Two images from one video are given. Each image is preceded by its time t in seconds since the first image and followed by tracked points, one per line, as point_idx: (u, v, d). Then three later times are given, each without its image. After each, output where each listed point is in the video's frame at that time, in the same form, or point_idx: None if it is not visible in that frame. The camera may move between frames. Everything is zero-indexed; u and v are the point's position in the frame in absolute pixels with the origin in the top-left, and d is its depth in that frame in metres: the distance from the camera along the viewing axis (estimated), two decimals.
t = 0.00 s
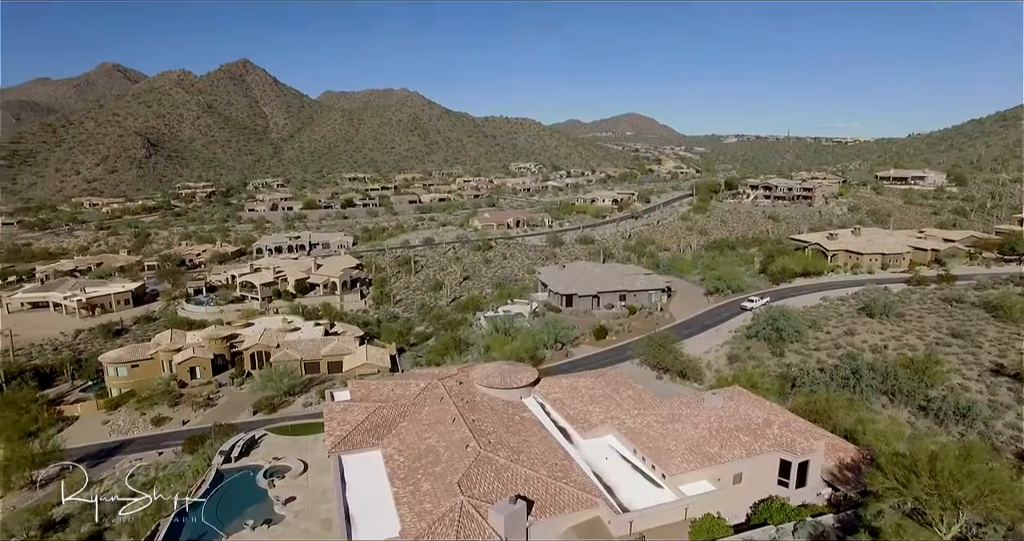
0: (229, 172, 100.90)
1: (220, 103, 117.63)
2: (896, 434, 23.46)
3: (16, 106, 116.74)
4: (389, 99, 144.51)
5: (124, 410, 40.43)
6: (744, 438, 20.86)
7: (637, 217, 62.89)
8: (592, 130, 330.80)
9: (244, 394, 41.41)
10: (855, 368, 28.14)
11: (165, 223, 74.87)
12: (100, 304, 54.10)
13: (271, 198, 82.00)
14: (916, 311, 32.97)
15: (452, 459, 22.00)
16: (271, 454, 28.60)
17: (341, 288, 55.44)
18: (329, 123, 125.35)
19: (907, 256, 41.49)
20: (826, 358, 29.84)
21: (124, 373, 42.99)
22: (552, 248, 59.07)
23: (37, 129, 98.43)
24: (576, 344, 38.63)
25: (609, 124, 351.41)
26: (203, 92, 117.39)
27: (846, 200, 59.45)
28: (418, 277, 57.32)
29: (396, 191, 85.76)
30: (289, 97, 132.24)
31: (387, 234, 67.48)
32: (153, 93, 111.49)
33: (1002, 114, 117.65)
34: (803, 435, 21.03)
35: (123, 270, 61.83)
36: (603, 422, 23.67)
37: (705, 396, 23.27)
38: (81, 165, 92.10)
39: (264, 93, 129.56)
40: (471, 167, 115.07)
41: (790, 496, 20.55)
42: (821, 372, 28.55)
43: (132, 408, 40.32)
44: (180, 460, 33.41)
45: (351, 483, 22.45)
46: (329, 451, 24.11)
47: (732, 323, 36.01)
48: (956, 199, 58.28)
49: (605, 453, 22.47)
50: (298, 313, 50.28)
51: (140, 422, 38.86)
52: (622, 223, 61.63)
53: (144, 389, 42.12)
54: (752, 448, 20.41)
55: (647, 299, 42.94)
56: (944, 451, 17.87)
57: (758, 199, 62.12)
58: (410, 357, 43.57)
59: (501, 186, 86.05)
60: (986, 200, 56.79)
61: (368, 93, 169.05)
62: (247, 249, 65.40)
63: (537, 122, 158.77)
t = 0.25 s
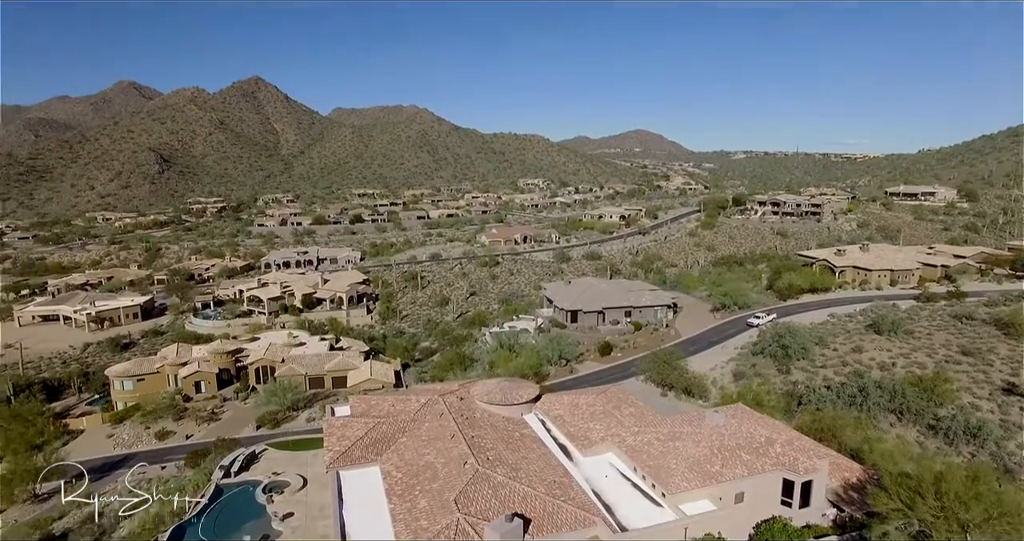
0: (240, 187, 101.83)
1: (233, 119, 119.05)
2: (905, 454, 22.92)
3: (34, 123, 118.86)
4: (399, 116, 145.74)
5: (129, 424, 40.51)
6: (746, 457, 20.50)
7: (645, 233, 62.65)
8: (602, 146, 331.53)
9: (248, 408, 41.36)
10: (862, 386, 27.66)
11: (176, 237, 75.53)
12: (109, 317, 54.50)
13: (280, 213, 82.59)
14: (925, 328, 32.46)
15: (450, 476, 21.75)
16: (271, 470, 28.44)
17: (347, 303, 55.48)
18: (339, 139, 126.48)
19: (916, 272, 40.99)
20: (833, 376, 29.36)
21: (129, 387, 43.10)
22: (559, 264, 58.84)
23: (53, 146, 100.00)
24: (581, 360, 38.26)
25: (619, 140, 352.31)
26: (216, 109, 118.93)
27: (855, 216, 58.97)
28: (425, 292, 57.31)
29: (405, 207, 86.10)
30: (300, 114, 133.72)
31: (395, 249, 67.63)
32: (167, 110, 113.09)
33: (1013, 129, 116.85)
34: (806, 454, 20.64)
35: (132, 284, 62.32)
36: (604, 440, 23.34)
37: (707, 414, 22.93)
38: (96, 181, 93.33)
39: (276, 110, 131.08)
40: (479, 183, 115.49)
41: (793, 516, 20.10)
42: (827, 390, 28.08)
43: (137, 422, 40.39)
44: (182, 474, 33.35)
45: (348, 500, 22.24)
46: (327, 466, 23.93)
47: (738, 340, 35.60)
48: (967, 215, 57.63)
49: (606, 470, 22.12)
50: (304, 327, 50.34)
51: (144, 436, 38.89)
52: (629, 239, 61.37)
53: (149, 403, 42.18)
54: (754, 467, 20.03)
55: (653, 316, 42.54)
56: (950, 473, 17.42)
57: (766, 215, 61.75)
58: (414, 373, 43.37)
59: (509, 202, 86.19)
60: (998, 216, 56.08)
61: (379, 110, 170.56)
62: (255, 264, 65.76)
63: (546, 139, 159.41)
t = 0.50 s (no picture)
0: (249, 196, 102.62)
1: (243, 130, 120.23)
2: (911, 465, 22.49)
3: (49, 134, 120.76)
4: (408, 126, 146.53)
5: (134, 430, 40.62)
6: (746, 467, 20.19)
7: (651, 242, 62.42)
8: (611, 156, 331.68)
9: (252, 416, 41.39)
10: (867, 397, 27.29)
11: (185, 246, 76.12)
12: (117, 324, 54.86)
13: (289, 222, 83.09)
14: (933, 338, 32.03)
15: (447, 484, 21.59)
16: (270, 477, 28.35)
17: (353, 311, 55.56)
18: (348, 149, 127.30)
19: (925, 282, 40.55)
20: (839, 386, 28.96)
21: (135, 393, 43.26)
22: (566, 273, 58.61)
23: (67, 156, 101.47)
24: (585, 370, 37.98)
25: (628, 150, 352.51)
26: (226, 119, 120.22)
27: (863, 226, 58.50)
28: (431, 301, 57.29)
29: (412, 216, 86.35)
30: (310, 124, 134.82)
31: (402, 258, 67.75)
32: (178, 120, 114.43)
33: None
34: (808, 464, 20.30)
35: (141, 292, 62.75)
36: (604, 449, 23.09)
37: (708, 424, 22.66)
38: (108, 190, 94.42)
39: (286, 120, 132.29)
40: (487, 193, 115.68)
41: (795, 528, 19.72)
42: (833, 401, 27.69)
43: (141, 429, 40.51)
44: (184, 481, 33.36)
45: (346, 507, 22.10)
46: (326, 474, 23.85)
47: (743, 350, 35.24)
48: (978, 224, 56.96)
49: (604, 480, 21.85)
50: (309, 335, 50.42)
51: (148, 442, 38.97)
52: (636, 249, 61.08)
53: (154, 409, 42.31)
54: (754, 478, 19.71)
55: (658, 325, 42.16)
56: (953, 485, 17.08)
57: (773, 225, 61.35)
58: (418, 381, 43.22)
59: (517, 211, 86.20)
60: (1010, 226, 55.40)
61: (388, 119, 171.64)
62: (262, 273, 66.08)
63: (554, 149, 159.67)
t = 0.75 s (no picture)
0: (258, 196, 103.12)
1: (252, 129, 121.00)
2: (915, 468, 22.17)
3: (62, 135, 122.17)
4: (416, 125, 146.78)
5: (140, 428, 40.90)
6: (745, 469, 19.96)
7: (658, 242, 62.09)
8: (620, 156, 330.78)
9: (257, 414, 41.53)
10: (872, 399, 26.99)
11: (194, 245, 76.64)
12: (126, 323, 55.29)
13: (297, 222, 83.49)
14: (940, 340, 31.64)
15: (445, 484, 21.51)
16: (271, 476, 28.39)
17: (358, 311, 55.67)
18: (356, 149, 127.70)
19: (933, 283, 40.08)
20: (844, 388, 28.64)
21: (142, 391, 43.57)
22: (572, 273, 58.32)
23: (79, 156, 102.58)
24: (589, 370, 37.76)
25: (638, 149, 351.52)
26: (236, 119, 121.01)
27: (872, 227, 57.91)
28: (436, 301, 57.30)
29: (420, 216, 86.46)
30: (318, 124, 135.38)
31: (408, 258, 67.83)
32: (188, 120, 115.32)
33: None
34: (808, 467, 20.04)
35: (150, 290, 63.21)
36: (602, 450, 22.94)
37: (708, 425, 22.46)
38: (119, 190, 95.32)
39: (294, 120, 132.92)
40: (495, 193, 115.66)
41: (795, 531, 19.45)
42: (837, 402, 27.39)
43: (148, 426, 40.78)
44: (188, 478, 33.54)
45: (345, 506, 22.09)
46: (325, 473, 23.85)
47: (748, 351, 34.92)
48: (990, 225, 56.22)
49: (603, 481, 21.69)
50: (315, 335, 50.56)
51: (154, 440, 39.22)
52: (643, 249, 60.73)
53: (160, 407, 42.54)
54: (753, 480, 19.48)
55: (663, 326, 41.81)
56: (954, 489, 16.83)
57: (781, 225, 60.87)
58: (422, 380, 43.19)
59: (524, 211, 86.07)
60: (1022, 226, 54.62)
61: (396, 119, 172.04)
62: (270, 272, 66.39)
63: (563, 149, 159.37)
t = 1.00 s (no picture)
0: (267, 195, 103.66)
1: (262, 130, 121.73)
2: (919, 471, 21.86)
3: (76, 135, 123.53)
4: (425, 125, 147.05)
5: (148, 425, 41.18)
6: (746, 472, 19.70)
7: (665, 242, 61.71)
8: (630, 156, 329.99)
9: (262, 412, 41.70)
10: (878, 401, 26.69)
11: (204, 244, 77.14)
12: (135, 321, 55.73)
13: (306, 221, 83.89)
14: (949, 342, 31.25)
15: (443, 484, 21.42)
16: (273, 474, 28.42)
17: (365, 310, 55.80)
18: (366, 149, 128.15)
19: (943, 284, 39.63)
20: (850, 390, 28.30)
21: (150, 389, 43.93)
22: (579, 273, 58.02)
23: (92, 156, 103.65)
24: (593, 371, 37.52)
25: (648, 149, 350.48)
26: (246, 119, 121.78)
27: (882, 227, 57.28)
28: (443, 301, 57.28)
29: (428, 216, 86.56)
30: (328, 124, 135.96)
31: (416, 258, 67.89)
32: (199, 120, 116.16)
33: None
34: (810, 469, 19.75)
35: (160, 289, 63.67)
36: (602, 450, 22.77)
37: (709, 426, 22.25)
38: (131, 190, 96.19)
39: (304, 120, 133.53)
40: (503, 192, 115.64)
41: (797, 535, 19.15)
42: (842, 404, 27.07)
43: (155, 424, 41.04)
44: (192, 476, 33.71)
45: (344, 505, 22.07)
46: (324, 472, 23.87)
47: (754, 352, 34.55)
48: (1003, 225, 55.42)
49: (602, 483, 21.50)
50: (321, 334, 50.71)
51: (161, 437, 39.47)
52: (651, 249, 60.34)
53: (167, 405, 42.80)
54: (753, 482, 19.22)
55: (669, 326, 41.48)
56: (956, 493, 16.59)
57: (791, 225, 60.37)
58: (427, 380, 43.19)
59: (532, 211, 85.91)
60: None
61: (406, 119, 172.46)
62: (278, 272, 66.73)
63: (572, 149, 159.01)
